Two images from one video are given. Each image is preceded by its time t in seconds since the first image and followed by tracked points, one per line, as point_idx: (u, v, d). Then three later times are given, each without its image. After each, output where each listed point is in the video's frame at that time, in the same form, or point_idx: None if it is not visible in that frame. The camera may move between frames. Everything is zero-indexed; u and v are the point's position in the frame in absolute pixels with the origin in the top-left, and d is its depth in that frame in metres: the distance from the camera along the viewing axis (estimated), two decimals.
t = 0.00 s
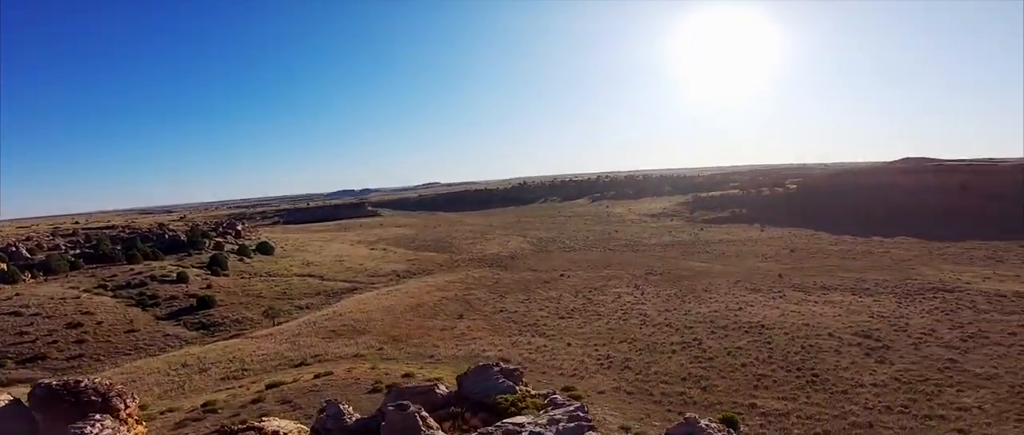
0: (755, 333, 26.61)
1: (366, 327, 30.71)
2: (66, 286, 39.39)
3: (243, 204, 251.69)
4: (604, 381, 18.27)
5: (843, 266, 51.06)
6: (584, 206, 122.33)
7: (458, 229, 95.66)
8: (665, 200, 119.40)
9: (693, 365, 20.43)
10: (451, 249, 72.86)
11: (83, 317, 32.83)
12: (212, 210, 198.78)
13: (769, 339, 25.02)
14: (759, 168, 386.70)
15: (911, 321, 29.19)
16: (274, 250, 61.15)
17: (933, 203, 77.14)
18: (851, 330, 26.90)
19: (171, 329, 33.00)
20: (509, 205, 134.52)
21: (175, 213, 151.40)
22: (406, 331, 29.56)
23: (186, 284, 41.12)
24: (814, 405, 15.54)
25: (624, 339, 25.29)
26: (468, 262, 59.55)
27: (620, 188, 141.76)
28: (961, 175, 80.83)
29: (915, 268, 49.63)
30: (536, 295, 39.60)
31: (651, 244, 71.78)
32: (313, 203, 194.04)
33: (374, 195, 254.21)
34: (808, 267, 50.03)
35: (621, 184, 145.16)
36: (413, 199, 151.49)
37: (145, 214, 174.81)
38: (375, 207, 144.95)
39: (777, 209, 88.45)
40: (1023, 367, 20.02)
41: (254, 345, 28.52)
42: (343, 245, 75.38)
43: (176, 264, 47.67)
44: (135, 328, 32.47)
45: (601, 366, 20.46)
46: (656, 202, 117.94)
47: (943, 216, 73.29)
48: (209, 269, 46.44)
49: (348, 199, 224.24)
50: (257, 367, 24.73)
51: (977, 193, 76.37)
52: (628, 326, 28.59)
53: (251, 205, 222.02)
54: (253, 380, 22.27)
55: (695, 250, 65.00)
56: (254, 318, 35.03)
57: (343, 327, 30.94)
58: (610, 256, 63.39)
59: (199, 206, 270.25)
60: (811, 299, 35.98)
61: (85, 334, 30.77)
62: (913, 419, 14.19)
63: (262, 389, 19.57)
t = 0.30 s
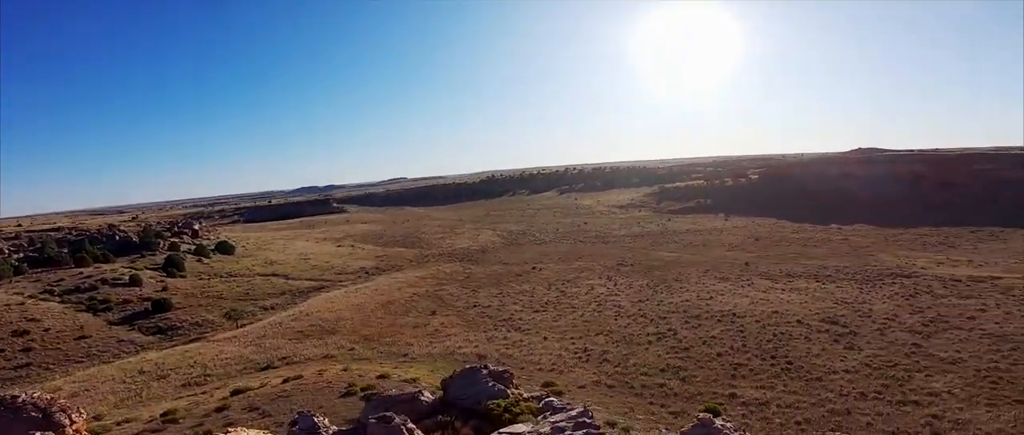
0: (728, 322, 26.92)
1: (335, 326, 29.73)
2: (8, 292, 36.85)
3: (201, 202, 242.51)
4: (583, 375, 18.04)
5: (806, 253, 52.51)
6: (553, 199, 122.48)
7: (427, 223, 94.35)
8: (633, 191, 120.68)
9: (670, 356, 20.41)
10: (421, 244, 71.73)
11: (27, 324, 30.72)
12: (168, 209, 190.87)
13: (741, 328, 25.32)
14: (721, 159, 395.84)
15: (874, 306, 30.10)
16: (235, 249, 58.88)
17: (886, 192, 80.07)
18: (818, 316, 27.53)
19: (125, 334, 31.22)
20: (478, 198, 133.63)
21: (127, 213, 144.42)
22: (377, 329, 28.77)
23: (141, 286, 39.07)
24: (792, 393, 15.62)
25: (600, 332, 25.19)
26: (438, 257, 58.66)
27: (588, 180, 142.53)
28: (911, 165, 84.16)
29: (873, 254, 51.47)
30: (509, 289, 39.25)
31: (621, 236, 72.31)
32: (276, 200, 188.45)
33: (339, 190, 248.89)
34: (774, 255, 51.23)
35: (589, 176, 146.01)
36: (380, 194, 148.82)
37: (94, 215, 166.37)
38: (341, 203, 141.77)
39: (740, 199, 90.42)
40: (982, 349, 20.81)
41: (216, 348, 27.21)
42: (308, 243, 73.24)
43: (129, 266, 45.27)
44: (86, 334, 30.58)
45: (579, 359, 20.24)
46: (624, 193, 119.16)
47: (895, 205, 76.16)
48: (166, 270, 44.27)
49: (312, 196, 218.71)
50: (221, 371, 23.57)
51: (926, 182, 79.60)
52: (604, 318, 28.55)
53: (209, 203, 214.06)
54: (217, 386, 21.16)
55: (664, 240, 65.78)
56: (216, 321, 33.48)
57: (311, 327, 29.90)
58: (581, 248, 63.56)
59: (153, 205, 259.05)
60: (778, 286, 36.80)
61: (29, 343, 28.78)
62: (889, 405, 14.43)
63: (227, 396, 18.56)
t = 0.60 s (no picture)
0: (698, 310, 27.22)
1: (300, 327, 28.67)
2: None
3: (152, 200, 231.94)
4: (561, 369, 17.77)
5: (768, 241, 53.87)
6: (519, 191, 122.22)
7: (392, 219, 92.62)
8: (598, 182, 121.66)
9: (645, 346, 20.40)
10: (387, 240, 70.29)
11: None
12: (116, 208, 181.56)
13: (712, 316, 25.61)
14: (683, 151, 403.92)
15: (836, 291, 31.11)
16: (189, 250, 56.30)
17: (838, 181, 83.02)
18: (784, 302, 28.16)
19: (71, 341, 29.29)
20: (444, 192, 132.13)
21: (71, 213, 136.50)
22: (345, 329, 27.86)
23: (88, 291, 36.81)
24: (768, 381, 15.71)
25: (574, 324, 25.04)
26: (405, 252, 57.54)
27: (554, 172, 142.80)
28: (860, 154, 87.57)
29: (830, 241, 53.30)
30: (479, 283, 38.76)
31: (588, 227, 72.64)
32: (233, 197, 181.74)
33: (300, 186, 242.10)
34: (737, 243, 52.36)
35: (555, 168, 146.36)
36: (342, 190, 145.41)
37: (35, 217, 156.77)
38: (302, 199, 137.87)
39: (703, 189, 92.25)
40: (940, 333, 21.66)
41: (173, 353, 25.79)
42: (268, 241, 70.70)
43: (74, 270, 42.62)
44: (27, 343, 28.52)
45: (555, 353, 19.99)
46: (590, 184, 119.91)
47: (848, 193, 79.01)
48: (115, 273, 41.87)
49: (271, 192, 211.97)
50: (179, 377, 22.30)
51: (875, 169, 82.85)
52: (576, 310, 28.45)
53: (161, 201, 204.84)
54: (175, 393, 19.97)
55: (631, 231, 66.37)
56: (171, 324, 31.83)
57: (274, 328, 28.73)
58: (550, 240, 63.49)
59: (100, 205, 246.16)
60: (744, 273, 37.54)
61: None
62: (861, 391, 14.71)
63: (186, 404, 17.47)
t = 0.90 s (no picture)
0: (667, 298, 27.46)
1: (260, 328, 27.41)
2: None
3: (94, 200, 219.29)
4: (536, 362, 17.49)
5: (729, 228, 55.13)
6: (483, 184, 121.30)
7: (354, 214, 90.36)
8: (562, 173, 121.95)
9: (618, 336, 20.37)
10: (349, 235, 68.47)
11: None
12: (53, 209, 170.64)
13: (681, 304, 25.89)
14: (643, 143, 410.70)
15: (796, 276, 32.04)
16: (136, 250, 53.27)
17: (791, 169, 85.69)
18: (749, 288, 28.79)
19: (7, 351, 27.16)
20: (406, 186, 129.92)
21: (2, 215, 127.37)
22: (308, 328, 26.81)
23: (24, 296, 34.24)
24: (741, 368, 15.83)
25: (546, 316, 24.86)
26: (368, 248, 56.13)
27: (518, 163, 142.33)
28: (810, 143, 90.73)
29: (787, 227, 54.99)
30: (446, 276, 38.16)
31: (554, 218, 72.72)
32: (183, 195, 173.76)
33: (255, 183, 233.73)
34: (700, 231, 53.39)
35: (519, 160, 145.90)
36: (300, 185, 141.04)
37: None
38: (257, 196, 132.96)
39: (665, 179, 93.71)
40: (897, 315, 22.52)
41: (122, 359, 24.22)
42: (223, 240, 67.73)
43: (7, 275, 39.60)
44: None
45: (529, 347, 19.72)
46: (554, 175, 120.20)
47: (801, 181, 81.79)
48: (53, 277, 39.13)
49: (224, 189, 203.68)
50: (130, 385, 20.91)
51: (825, 158, 85.97)
52: (547, 301, 28.31)
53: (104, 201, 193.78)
54: (126, 402, 18.66)
55: (596, 220, 66.75)
56: (119, 329, 29.94)
57: (233, 329, 27.42)
58: (516, 231, 63.21)
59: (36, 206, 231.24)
60: (708, 260, 38.23)
61: None
62: (831, 375, 15.01)
63: (139, 413, 16.32)
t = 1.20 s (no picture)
0: (635, 286, 27.64)
1: (215, 331, 26.01)
2: None
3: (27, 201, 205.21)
4: (510, 356, 17.15)
5: (690, 216, 56.19)
6: (445, 176, 119.75)
7: (311, 209, 87.56)
8: (524, 165, 121.75)
9: (590, 326, 20.28)
10: (306, 232, 66.28)
11: None
12: None
13: (649, 292, 26.07)
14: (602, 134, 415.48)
15: (757, 261, 32.86)
16: (75, 253, 49.93)
17: (744, 157, 88.19)
18: (713, 274, 29.31)
19: None
20: (365, 180, 126.95)
21: None
22: (267, 329, 25.65)
23: None
24: (714, 354, 15.94)
25: (516, 308, 24.55)
26: (328, 244, 54.43)
27: (479, 155, 141.25)
28: (762, 133, 93.60)
29: (745, 214, 56.50)
30: (411, 271, 37.36)
31: (518, 209, 72.46)
32: (126, 194, 164.81)
33: (205, 180, 224.05)
34: (662, 219, 54.23)
35: (480, 152, 144.74)
36: (253, 181, 135.79)
37: None
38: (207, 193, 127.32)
39: (625, 168, 94.84)
40: (855, 297, 23.35)
41: (63, 369, 22.52)
42: (171, 240, 64.38)
43: None
44: None
45: (501, 341, 19.38)
46: (516, 167, 119.89)
47: (754, 169, 84.21)
48: None
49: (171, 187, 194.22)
50: (73, 395, 19.40)
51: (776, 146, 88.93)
52: (516, 293, 28.01)
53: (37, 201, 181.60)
54: (69, 414, 17.30)
55: (560, 211, 66.89)
56: (59, 336, 27.91)
57: (186, 333, 25.96)
58: (480, 223, 62.64)
59: None
60: (672, 248, 38.78)
61: None
62: (800, 358, 15.29)
63: (84, 426, 15.10)
